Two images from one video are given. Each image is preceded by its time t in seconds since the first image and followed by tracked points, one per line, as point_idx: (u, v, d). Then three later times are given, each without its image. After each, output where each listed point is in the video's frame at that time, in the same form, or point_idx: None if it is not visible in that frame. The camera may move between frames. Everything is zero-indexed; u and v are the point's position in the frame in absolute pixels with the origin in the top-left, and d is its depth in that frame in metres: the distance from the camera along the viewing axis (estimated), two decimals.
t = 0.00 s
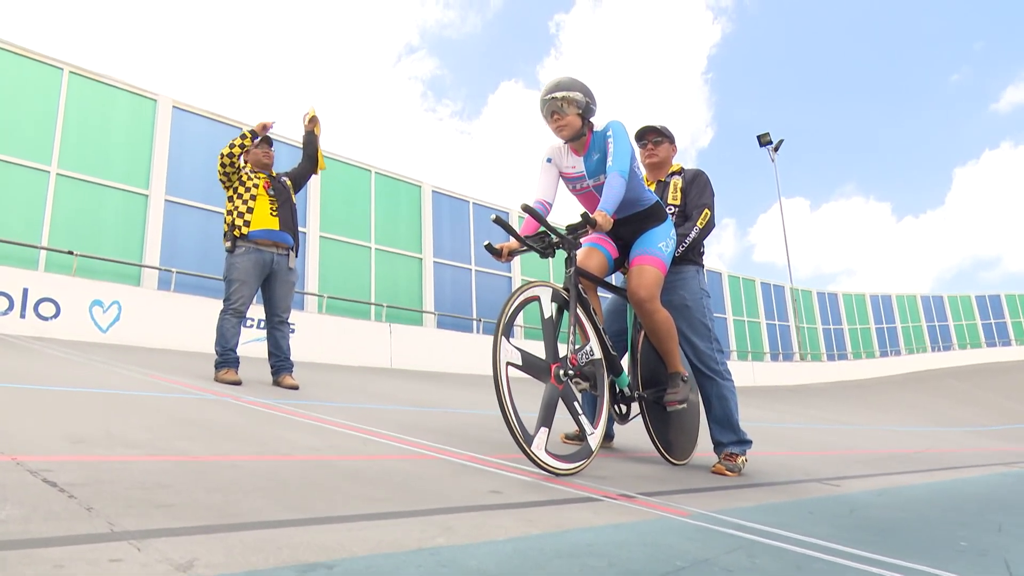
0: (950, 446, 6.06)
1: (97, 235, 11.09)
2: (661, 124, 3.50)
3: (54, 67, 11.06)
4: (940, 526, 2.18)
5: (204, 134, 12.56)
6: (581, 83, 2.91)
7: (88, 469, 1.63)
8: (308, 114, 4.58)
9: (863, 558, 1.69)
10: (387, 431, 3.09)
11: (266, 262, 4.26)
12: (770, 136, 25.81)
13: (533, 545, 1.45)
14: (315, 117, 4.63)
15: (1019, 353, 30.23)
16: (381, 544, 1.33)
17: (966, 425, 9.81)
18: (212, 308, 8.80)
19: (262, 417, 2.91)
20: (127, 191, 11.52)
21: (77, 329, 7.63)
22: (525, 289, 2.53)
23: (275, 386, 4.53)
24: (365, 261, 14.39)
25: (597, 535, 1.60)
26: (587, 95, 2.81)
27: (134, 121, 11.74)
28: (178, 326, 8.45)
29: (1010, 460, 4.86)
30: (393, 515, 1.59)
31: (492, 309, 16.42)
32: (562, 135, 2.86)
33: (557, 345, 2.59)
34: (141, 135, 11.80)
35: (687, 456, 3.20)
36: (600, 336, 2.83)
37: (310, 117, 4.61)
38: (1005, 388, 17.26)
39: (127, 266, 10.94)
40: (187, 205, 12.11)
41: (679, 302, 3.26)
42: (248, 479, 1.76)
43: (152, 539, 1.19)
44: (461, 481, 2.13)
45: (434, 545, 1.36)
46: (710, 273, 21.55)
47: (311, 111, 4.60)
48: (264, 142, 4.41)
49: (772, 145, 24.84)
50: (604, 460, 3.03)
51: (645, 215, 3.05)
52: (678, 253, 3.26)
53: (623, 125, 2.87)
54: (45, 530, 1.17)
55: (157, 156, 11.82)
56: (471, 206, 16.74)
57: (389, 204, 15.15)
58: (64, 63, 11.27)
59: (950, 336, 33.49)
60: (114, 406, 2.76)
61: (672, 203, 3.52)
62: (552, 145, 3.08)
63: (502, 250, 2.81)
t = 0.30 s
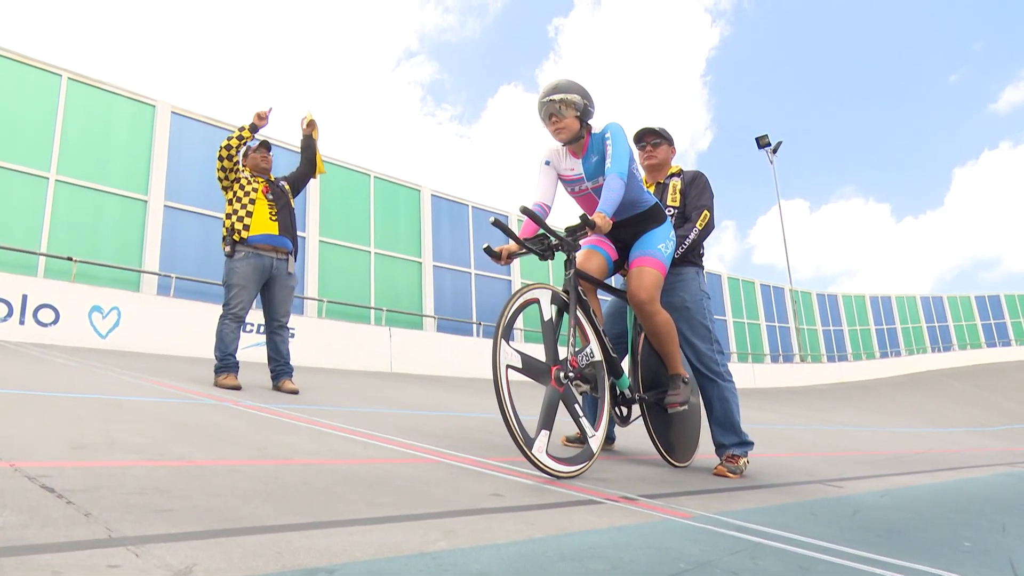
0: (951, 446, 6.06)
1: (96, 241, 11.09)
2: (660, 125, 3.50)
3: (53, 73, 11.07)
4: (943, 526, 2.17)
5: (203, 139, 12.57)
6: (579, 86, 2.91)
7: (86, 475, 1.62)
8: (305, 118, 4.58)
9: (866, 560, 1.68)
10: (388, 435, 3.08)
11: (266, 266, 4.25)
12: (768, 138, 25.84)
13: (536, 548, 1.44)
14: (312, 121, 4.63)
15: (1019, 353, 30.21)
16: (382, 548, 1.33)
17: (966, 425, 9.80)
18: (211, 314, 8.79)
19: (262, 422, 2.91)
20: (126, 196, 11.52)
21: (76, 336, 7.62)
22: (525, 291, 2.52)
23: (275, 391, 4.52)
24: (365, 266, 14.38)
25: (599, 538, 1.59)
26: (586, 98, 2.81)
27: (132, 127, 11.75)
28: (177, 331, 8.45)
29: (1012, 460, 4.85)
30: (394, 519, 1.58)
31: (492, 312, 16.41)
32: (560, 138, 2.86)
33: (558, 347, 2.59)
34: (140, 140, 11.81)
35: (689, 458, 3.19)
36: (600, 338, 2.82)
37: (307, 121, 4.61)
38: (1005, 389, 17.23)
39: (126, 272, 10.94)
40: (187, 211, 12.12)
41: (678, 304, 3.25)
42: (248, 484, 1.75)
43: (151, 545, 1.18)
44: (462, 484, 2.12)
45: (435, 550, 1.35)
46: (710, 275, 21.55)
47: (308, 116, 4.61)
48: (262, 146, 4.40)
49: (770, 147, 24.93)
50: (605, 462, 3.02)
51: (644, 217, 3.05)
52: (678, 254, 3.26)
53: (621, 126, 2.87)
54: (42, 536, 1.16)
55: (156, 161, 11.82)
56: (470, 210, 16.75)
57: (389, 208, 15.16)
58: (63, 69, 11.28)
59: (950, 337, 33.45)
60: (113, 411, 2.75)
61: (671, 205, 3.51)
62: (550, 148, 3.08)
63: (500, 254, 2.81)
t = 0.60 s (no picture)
0: (953, 447, 6.04)
1: (99, 242, 11.11)
2: (662, 125, 3.49)
3: (55, 74, 11.10)
4: (947, 528, 2.16)
5: (205, 140, 12.58)
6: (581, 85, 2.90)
7: (86, 475, 1.62)
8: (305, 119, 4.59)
9: (869, 561, 1.67)
10: (390, 436, 3.08)
11: (267, 266, 4.25)
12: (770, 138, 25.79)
13: (537, 549, 1.43)
14: (312, 121, 4.63)
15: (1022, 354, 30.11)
16: (383, 549, 1.32)
17: (969, 426, 9.77)
18: (213, 314, 8.80)
19: (263, 422, 2.90)
20: (128, 197, 11.54)
21: (78, 336, 7.63)
22: (526, 291, 2.51)
23: (277, 391, 4.52)
24: (367, 266, 14.39)
25: (601, 539, 1.58)
26: (588, 97, 2.80)
27: (134, 128, 11.78)
28: (179, 332, 8.46)
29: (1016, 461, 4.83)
30: (395, 519, 1.58)
31: (494, 313, 16.41)
32: (562, 137, 2.85)
33: (559, 348, 2.58)
34: (142, 141, 11.84)
35: (691, 459, 3.18)
36: (602, 338, 2.81)
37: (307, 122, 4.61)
38: (1009, 389, 17.17)
39: (128, 272, 10.96)
40: (189, 212, 12.14)
41: (680, 304, 3.24)
42: (249, 484, 1.75)
43: (150, 545, 1.18)
44: (464, 485, 2.11)
45: (436, 550, 1.35)
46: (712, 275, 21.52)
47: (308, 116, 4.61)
48: (263, 148, 4.41)
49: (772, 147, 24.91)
50: (607, 462, 3.01)
51: (645, 217, 3.04)
52: (679, 255, 3.25)
53: (623, 126, 2.87)
54: (41, 536, 1.16)
55: (158, 162, 11.85)
56: (472, 210, 16.75)
57: (391, 209, 15.17)
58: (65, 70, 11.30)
59: (953, 337, 33.35)
60: (115, 412, 2.75)
61: (672, 205, 3.51)
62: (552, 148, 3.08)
63: (501, 254, 2.80)
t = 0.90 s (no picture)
0: (956, 448, 6.03)
1: (101, 241, 11.13)
2: (665, 125, 3.48)
3: (58, 73, 11.12)
4: (950, 529, 2.15)
5: (207, 139, 12.60)
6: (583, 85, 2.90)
7: (88, 474, 1.62)
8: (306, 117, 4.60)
9: (872, 562, 1.67)
10: (391, 435, 3.08)
11: (269, 265, 4.26)
12: (773, 138, 25.75)
13: (539, 549, 1.43)
14: (314, 120, 4.63)
15: None
16: (384, 548, 1.32)
17: (972, 427, 9.75)
18: (215, 313, 8.81)
19: (266, 422, 2.91)
20: (131, 196, 11.56)
21: (81, 335, 7.64)
22: (528, 291, 2.51)
23: (279, 390, 4.52)
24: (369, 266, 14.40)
25: (602, 539, 1.58)
26: (590, 98, 2.80)
27: (137, 127, 11.80)
28: (181, 330, 8.48)
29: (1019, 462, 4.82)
30: (396, 518, 1.58)
31: (496, 313, 16.41)
32: (565, 138, 2.85)
33: (561, 347, 2.58)
34: (145, 140, 11.86)
35: (692, 459, 3.18)
36: (604, 338, 2.81)
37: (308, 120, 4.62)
38: (1012, 391, 17.12)
39: (131, 271, 10.98)
40: (191, 211, 12.16)
41: (682, 304, 3.24)
42: (250, 483, 1.75)
43: (152, 543, 1.18)
44: (465, 484, 2.12)
45: (437, 550, 1.34)
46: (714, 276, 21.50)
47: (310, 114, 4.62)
48: (265, 147, 4.42)
49: (774, 148, 24.92)
50: (608, 462, 3.01)
51: (648, 217, 3.04)
52: (682, 255, 3.25)
53: (625, 126, 2.86)
54: (43, 535, 1.16)
55: (161, 161, 11.87)
56: (474, 210, 16.75)
57: (392, 208, 15.17)
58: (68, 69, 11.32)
59: (956, 338, 33.28)
60: (116, 410, 2.76)
61: (675, 205, 3.50)
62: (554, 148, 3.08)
63: (503, 253, 2.79)
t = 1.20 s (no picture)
0: (958, 451, 6.02)
1: (104, 244, 11.16)
2: (667, 129, 3.48)
3: (61, 77, 11.15)
4: (954, 533, 2.14)
5: (210, 143, 12.63)
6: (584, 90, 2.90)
7: (90, 478, 1.62)
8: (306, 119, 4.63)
9: (876, 567, 1.66)
10: (393, 439, 3.07)
11: (272, 269, 4.26)
12: (775, 141, 25.68)
13: (542, 554, 1.42)
14: (317, 124, 4.64)
15: None
16: (386, 553, 1.31)
17: (975, 430, 9.72)
18: (218, 316, 8.83)
19: (268, 425, 2.91)
20: (134, 200, 11.60)
21: (84, 338, 7.65)
22: (529, 295, 2.51)
23: (281, 394, 4.52)
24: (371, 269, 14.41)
25: (605, 544, 1.57)
26: (591, 102, 2.80)
27: (140, 131, 11.84)
28: (184, 334, 8.49)
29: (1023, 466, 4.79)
30: (398, 523, 1.57)
31: (498, 316, 16.40)
32: (566, 143, 2.85)
33: (563, 351, 2.57)
34: (148, 144, 11.90)
35: (695, 463, 3.16)
36: (606, 342, 2.81)
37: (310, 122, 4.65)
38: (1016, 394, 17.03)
39: (134, 275, 11.01)
40: (194, 214, 12.19)
41: (685, 307, 3.23)
42: (252, 487, 1.75)
43: (154, 549, 1.18)
44: (467, 488, 2.11)
45: (439, 555, 1.34)
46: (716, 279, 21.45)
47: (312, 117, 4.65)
48: (268, 150, 4.43)
49: (777, 151, 24.89)
50: (611, 466, 3.00)
51: (650, 220, 3.03)
52: (684, 258, 3.24)
53: (627, 130, 2.86)
54: (45, 540, 1.16)
55: (163, 165, 11.91)
56: (476, 213, 16.76)
57: (395, 211, 15.18)
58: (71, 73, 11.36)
59: (959, 341, 33.16)
60: (118, 414, 2.76)
61: (677, 208, 3.48)
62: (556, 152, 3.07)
63: (505, 257, 2.79)
